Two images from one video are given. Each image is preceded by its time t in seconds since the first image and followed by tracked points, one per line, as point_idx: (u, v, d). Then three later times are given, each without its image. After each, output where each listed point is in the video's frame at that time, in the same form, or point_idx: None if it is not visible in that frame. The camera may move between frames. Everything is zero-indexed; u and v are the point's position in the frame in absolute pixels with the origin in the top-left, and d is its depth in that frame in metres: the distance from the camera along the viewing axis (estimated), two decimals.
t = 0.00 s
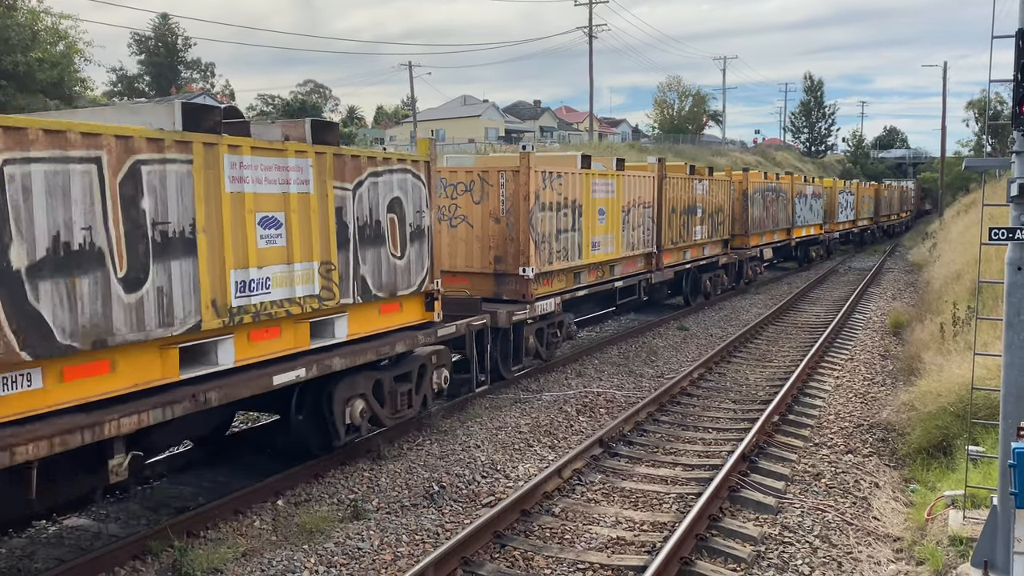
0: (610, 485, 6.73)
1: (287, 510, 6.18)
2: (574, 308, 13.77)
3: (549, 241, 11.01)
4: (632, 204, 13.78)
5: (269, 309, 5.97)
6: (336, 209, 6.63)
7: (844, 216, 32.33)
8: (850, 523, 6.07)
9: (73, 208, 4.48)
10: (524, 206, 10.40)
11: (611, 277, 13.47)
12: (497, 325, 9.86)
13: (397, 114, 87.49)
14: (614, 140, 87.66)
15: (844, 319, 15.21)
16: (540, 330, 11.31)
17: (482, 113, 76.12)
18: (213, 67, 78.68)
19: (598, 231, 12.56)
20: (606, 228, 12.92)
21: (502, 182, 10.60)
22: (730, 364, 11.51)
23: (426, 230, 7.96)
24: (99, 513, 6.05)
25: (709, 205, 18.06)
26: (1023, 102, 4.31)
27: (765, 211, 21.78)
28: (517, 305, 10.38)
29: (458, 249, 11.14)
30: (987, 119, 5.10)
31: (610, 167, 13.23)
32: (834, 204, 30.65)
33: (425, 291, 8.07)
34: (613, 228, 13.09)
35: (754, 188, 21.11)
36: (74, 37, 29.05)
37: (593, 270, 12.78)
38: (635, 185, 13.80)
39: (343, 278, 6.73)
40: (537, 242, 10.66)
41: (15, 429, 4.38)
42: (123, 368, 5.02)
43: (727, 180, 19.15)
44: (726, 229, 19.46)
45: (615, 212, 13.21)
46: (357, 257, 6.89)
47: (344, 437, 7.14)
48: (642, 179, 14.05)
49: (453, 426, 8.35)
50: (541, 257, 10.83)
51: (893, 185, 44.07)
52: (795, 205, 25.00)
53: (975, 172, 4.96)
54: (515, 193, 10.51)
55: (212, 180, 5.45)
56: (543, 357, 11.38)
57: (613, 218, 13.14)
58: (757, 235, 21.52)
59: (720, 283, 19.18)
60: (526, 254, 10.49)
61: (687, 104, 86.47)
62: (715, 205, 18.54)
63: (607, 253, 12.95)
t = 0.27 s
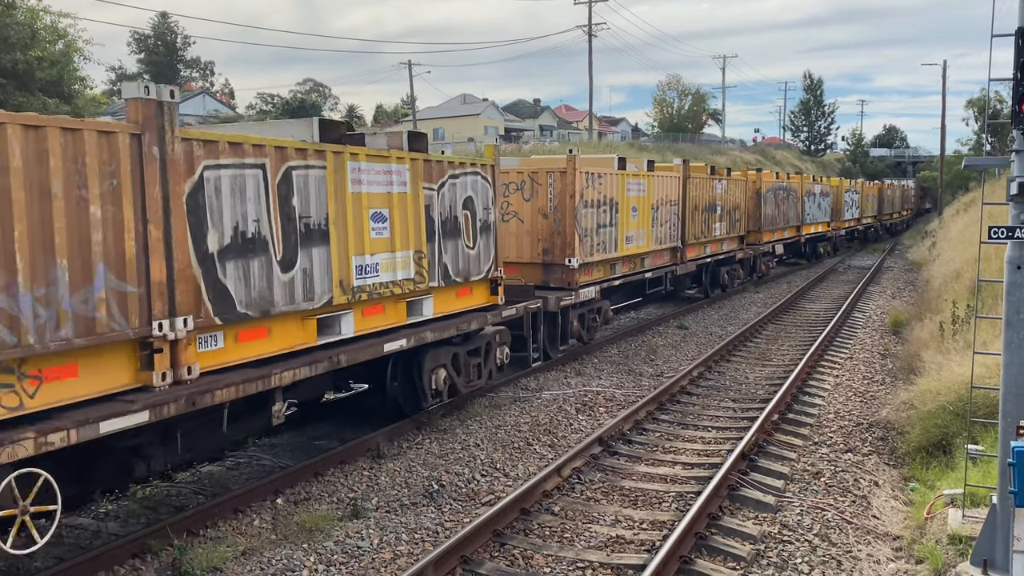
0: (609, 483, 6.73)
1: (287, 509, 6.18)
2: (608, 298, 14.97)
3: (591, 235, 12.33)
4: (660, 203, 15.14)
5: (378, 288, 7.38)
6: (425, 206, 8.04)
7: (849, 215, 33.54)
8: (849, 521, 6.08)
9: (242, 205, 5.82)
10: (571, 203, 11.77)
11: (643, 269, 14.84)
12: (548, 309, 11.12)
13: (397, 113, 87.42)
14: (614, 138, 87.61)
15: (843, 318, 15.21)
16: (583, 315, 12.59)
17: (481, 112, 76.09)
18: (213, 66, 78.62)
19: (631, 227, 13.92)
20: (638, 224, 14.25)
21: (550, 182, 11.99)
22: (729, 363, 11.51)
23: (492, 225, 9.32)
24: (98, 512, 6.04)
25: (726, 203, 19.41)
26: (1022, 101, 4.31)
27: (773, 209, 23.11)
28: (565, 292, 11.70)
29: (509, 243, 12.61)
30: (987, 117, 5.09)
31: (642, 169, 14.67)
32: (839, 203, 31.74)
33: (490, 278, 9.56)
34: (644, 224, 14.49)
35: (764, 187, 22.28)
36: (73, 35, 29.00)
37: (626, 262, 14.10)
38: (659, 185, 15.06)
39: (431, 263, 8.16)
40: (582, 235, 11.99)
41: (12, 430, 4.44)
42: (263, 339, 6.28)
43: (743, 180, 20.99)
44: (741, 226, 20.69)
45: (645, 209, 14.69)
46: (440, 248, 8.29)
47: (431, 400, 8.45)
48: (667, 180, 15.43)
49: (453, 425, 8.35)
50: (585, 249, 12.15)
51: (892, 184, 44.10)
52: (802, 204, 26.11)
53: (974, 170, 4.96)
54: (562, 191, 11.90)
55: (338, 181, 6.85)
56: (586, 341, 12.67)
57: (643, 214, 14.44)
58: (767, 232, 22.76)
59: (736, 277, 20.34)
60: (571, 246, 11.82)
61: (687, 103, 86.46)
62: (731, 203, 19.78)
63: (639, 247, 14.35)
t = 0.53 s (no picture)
0: (609, 482, 6.73)
1: (287, 507, 6.18)
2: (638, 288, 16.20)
3: (624, 229, 13.70)
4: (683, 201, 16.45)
5: (456, 273, 8.78)
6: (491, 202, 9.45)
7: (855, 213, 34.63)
8: (849, 520, 6.08)
9: (362, 204, 7.21)
10: (607, 201, 13.35)
11: (668, 261, 16.10)
12: (589, 295, 12.47)
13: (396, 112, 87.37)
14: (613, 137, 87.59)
15: (843, 317, 15.20)
16: (617, 303, 13.94)
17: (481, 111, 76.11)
18: (213, 65, 78.58)
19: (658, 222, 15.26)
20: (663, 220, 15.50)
21: (588, 182, 13.52)
22: (728, 362, 11.51)
23: (541, 220, 10.75)
24: (98, 511, 6.05)
25: (742, 202, 20.64)
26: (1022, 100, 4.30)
27: (784, 207, 24.09)
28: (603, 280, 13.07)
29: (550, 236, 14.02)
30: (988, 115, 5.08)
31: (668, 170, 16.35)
32: (847, 202, 32.55)
33: (541, 268, 10.99)
34: (669, 221, 15.94)
35: (777, 186, 23.25)
36: (73, 34, 28.98)
37: (654, 255, 15.45)
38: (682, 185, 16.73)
39: (497, 253, 9.60)
40: (616, 229, 13.46)
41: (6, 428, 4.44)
42: (525, 282, 10.72)
43: (758, 179, 22.11)
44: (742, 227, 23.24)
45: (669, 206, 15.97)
46: (503, 240, 9.76)
47: (495, 372, 9.72)
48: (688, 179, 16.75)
49: (453, 424, 8.35)
50: (619, 242, 13.54)
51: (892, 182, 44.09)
52: (812, 202, 27.00)
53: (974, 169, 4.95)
54: (601, 191, 13.43)
55: (426, 183, 8.25)
56: (619, 327, 13.97)
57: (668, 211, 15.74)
58: (778, 229, 23.83)
59: (751, 271, 21.48)
60: (608, 240, 13.29)
61: (687, 102, 86.46)
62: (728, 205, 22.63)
63: (665, 240, 15.65)
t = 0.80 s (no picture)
0: (609, 481, 6.73)
1: (287, 506, 6.18)
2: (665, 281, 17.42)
3: (653, 226, 14.92)
4: (705, 200, 17.71)
5: (518, 262, 10.12)
6: (544, 200, 10.71)
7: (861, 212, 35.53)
8: (849, 519, 6.08)
9: (446, 202, 8.52)
10: (640, 200, 14.59)
11: (692, 256, 17.29)
12: (623, 285, 13.86)
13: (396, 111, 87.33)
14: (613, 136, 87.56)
15: (843, 316, 15.19)
16: (646, 293, 15.20)
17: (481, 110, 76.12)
18: (212, 64, 78.53)
19: (682, 220, 16.46)
20: (688, 217, 16.72)
21: (622, 183, 14.81)
22: (728, 361, 11.52)
23: (585, 218, 11.99)
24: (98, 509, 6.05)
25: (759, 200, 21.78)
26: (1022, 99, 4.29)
27: (798, 205, 24.84)
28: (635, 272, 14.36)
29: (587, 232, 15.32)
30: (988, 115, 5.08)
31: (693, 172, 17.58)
32: (854, 201, 33.28)
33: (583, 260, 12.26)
34: (693, 218, 17.11)
35: (790, 185, 24.01)
36: (73, 32, 28.96)
37: (680, 250, 16.68)
38: (704, 185, 17.79)
39: (547, 244, 10.90)
40: (647, 225, 14.69)
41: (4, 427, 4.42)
42: (570, 272, 12.00)
43: (769, 179, 22.80)
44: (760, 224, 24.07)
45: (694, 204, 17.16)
46: (553, 233, 11.01)
47: (546, 351, 11.04)
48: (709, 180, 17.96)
49: (452, 423, 8.35)
50: (650, 237, 14.73)
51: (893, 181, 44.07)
52: (823, 201, 27.73)
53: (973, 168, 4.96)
54: (633, 191, 14.73)
55: (494, 183, 9.54)
56: (649, 314, 15.23)
57: (693, 210, 16.96)
58: (791, 227, 24.63)
59: (764, 266, 22.50)
60: (640, 235, 14.54)
61: (687, 101, 86.47)
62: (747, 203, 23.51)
63: (689, 235, 16.82)
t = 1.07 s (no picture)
0: (609, 481, 6.73)
1: (286, 506, 6.18)
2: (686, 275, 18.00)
3: (679, 222, 15.22)
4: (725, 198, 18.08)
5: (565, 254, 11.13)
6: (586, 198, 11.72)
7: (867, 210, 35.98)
8: (848, 519, 6.08)
9: (510, 201, 9.65)
10: (666, 198, 14.84)
11: (711, 252, 17.44)
12: (653, 278, 14.62)
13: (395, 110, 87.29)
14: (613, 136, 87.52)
15: (843, 316, 15.19)
16: (672, 284, 15.89)
17: (481, 109, 76.12)
18: (212, 63, 78.51)
19: (705, 217, 16.75)
20: (709, 214, 17.04)
21: (649, 182, 15.05)
22: (728, 361, 11.52)
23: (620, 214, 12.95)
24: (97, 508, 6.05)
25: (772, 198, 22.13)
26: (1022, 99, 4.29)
27: (807, 203, 25.08)
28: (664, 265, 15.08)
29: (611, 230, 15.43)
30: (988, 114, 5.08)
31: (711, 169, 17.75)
32: (857, 199, 33.38)
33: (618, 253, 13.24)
34: (714, 215, 17.38)
35: (800, 184, 24.23)
36: (73, 31, 28.95)
37: (703, 246, 16.87)
38: (722, 184, 17.98)
39: (590, 239, 11.93)
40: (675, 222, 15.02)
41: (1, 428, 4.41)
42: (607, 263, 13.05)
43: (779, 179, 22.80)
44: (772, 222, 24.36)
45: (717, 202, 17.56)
46: (594, 229, 11.99)
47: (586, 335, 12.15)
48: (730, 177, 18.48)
49: (452, 422, 8.35)
50: (677, 234, 15.13)
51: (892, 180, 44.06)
52: (830, 199, 27.96)
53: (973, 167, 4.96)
54: (661, 190, 14.99)
55: (547, 183, 10.61)
56: (673, 305, 16.04)
57: (716, 208, 17.42)
58: (800, 224, 24.85)
59: (777, 262, 22.88)
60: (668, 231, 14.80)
61: (687, 100, 86.44)
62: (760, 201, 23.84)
63: (711, 232, 17.06)
